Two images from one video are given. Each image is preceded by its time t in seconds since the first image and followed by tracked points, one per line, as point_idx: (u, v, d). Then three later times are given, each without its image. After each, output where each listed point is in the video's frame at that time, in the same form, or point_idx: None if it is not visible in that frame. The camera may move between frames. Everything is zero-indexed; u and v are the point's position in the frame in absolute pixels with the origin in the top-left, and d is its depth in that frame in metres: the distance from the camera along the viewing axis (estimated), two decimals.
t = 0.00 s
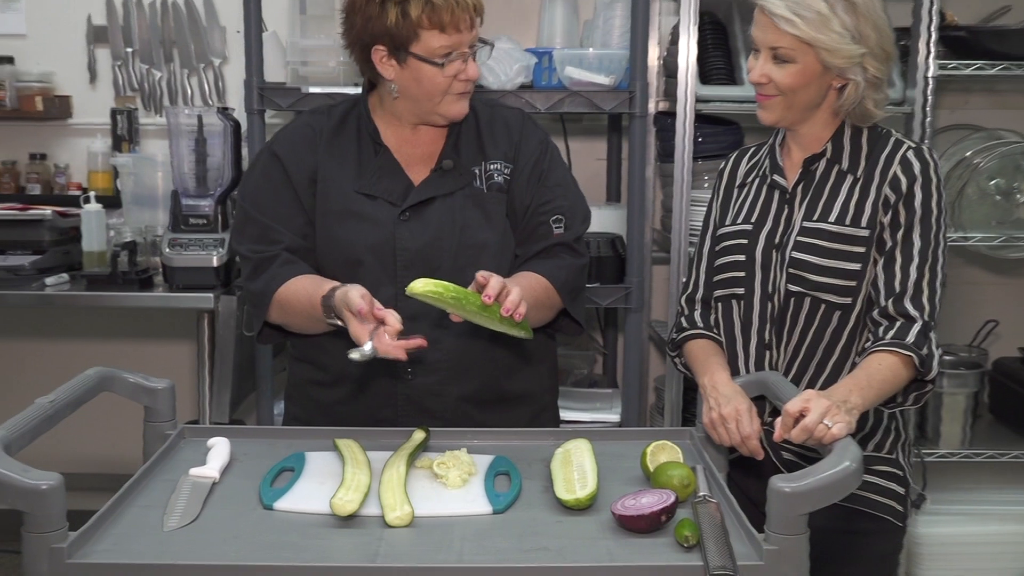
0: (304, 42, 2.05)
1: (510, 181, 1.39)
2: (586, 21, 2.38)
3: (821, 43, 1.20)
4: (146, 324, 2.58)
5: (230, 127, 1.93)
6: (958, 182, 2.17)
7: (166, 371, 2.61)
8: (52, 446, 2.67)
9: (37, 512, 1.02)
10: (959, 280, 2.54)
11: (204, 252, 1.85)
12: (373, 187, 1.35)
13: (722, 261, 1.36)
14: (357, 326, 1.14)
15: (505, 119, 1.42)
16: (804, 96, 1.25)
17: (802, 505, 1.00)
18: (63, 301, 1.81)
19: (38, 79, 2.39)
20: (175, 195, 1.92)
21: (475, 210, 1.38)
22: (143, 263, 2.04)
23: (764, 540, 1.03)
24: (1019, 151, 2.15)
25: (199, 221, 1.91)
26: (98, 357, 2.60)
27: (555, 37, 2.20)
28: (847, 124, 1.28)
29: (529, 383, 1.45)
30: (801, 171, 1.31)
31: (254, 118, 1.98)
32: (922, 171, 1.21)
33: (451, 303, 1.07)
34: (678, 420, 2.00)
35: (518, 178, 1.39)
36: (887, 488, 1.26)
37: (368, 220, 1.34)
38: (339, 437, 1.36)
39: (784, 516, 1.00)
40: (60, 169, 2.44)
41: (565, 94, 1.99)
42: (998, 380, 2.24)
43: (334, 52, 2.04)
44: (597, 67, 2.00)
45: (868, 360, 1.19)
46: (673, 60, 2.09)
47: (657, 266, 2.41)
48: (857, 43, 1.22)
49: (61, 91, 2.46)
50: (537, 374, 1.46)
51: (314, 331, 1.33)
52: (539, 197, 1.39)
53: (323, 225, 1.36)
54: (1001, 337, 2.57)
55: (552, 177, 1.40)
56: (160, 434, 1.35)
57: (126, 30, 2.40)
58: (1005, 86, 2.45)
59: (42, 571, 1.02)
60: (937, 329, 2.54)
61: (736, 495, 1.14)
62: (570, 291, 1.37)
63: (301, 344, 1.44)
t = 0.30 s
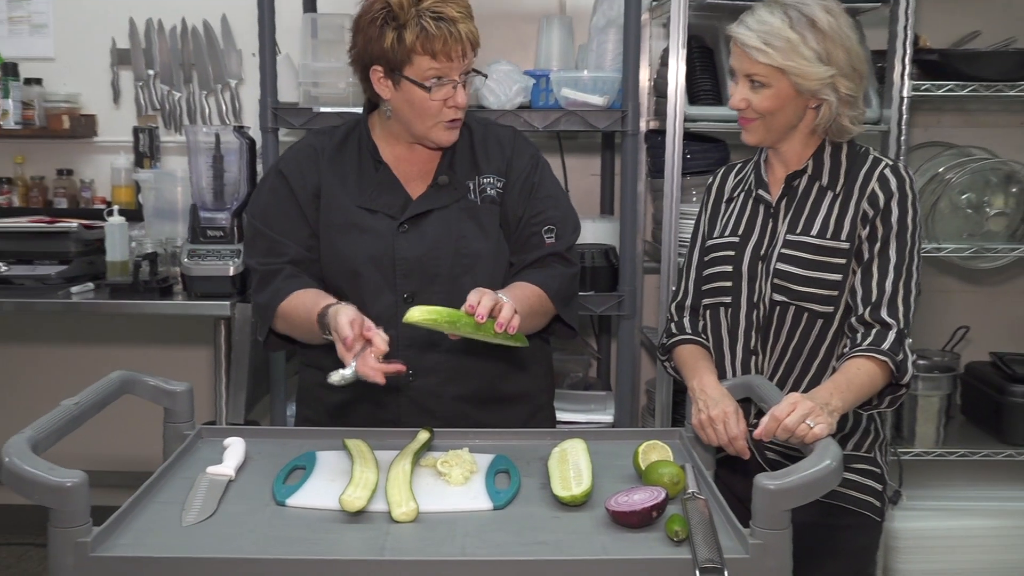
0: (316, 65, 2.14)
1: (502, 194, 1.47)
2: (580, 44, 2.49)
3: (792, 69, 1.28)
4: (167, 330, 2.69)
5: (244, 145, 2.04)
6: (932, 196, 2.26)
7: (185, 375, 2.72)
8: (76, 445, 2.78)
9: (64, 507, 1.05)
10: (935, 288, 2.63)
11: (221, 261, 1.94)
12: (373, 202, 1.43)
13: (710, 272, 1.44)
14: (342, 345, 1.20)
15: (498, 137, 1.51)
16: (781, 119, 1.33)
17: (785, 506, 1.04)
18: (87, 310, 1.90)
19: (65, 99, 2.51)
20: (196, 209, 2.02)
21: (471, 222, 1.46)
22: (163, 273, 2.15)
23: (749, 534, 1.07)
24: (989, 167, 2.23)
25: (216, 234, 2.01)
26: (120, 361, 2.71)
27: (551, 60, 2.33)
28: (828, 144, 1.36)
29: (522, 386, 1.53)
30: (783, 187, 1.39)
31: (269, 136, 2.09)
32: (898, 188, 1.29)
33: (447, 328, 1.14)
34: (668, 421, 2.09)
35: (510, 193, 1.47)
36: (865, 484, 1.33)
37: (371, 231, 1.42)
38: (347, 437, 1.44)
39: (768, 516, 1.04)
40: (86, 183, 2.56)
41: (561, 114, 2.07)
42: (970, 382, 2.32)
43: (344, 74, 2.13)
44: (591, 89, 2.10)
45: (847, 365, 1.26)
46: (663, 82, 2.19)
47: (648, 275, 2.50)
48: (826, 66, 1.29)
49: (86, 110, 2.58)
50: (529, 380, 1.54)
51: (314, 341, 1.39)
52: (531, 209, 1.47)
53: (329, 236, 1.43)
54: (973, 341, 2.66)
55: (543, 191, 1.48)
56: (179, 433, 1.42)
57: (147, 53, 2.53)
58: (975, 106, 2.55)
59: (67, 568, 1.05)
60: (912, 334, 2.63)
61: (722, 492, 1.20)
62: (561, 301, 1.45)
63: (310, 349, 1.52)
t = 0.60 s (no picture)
0: (326, 83, 2.24)
1: (499, 205, 1.55)
2: (577, 63, 2.58)
3: (766, 83, 1.35)
4: (183, 335, 2.80)
5: (258, 158, 2.15)
6: (910, 206, 2.34)
7: (200, 378, 2.84)
8: (97, 445, 2.89)
9: (85, 503, 1.06)
10: (913, 295, 2.71)
11: (235, 269, 2.02)
12: (375, 212, 1.51)
13: (698, 281, 1.52)
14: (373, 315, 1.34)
15: (494, 149, 1.59)
16: (756, 131, 1.41)
17: (772, 500, 1.08)
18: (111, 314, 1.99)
19: (87, 116, 2.64)
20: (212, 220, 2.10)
21: (468, 232, 1.53)
22: (180, 280, 2.25)
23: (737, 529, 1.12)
24: (964, 179, 2.30)
25: (232, 243, 2.09)
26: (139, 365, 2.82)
27: (550, 78, 2.42)
28: (803, 158, 1.44)
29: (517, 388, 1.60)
30: (763, 202, 1.47)
31: (281, 150, 2.17)
32: (872, 200, 1.37)
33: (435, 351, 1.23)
34: (661, 421, 2.17)
35: (506, 204, 1.55)
36: (846, 481, 1.40)
37: (375, 241, 1.50)
38: (354, 436, 1.51)
39: (758, 511, 1.08)
40: (108, 195, 2.69)
41: (558, 129, 2.16)
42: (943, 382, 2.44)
43: (352, 91, 2.22)
44: (587, 106, 2.19)
45: (828, 368, 1.32)
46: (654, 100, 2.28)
47: (641, 282, 2.59)
48: (799, 82, 1.36)
49: (109, 126, 2.71)
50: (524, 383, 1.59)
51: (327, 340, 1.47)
52: (526, 219, 1.54)
53: (335, 246, 1.51)
54: (949, 345, 2.74)
55: (537, 202, 1.55)
56: (195, 433, 1.50)
57: (166, 73, 2.67)
58: (950, 122, 2.64)
59: (89, 564, 1.07)
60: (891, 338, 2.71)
61: (712, 489, 1.26)
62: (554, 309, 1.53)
63: (317, 354, 1.60)
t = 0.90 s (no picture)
0: (335, 97, 2.34)
1: (496, 212, 1.63)
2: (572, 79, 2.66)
3: (745, 95, 1.43)
4: (196, 334, 2.94)
5: (270, 168, 2.27)
6: (890, 214, 2.43)
7: (214, 376, 2.96)
8: (115, 441, 3.02)
9: (103, 496, 1.09)
10: (890, 297, 2.79)
11: (249, 273, 2.14)
12: (381, 218, 1.58)
13: (683, 285, 1.60)
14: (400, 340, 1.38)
15: (492, 160, 1.68)
16: (735, 141, 1.48)
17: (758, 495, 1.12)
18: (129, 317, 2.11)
19: (108, 127, 2.75)
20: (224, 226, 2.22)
21: (468, 239, 1.61)
22: (196, 284, 2.35)
23: (726, 520, 1.16)
24: (940, 189, 2.39)
25: (244, 248, 2.20)
26: (156, 364, 2.95)
27: (547, 93, 2.50)
28: (781, 168, 1.52)
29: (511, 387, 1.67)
30: (744, 209, 1.55)
31: (292, 160, 2.26)
32: (846, 205, 1.44)
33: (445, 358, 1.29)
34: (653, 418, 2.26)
35: (503, 211, 1.64)
36: (824, 474, 1.48)
37: (378, 246, 1.57)
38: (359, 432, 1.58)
39: (745, 503, 1.12)
40: (127, 203, 2.79)
41: (555, 140, 2.24)
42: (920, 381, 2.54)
43: (359, 105, 2.33)
44: (583, 119, 2.28)
45: (810, 366, 1.40)
46: (646, 113, 2.37)
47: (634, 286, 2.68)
48: (776, 95, 1.44)
49: (127, 138, 2.81)
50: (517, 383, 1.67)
51: (336, 347, 1.54)
52: (523, 226, 1.63)
53: (340, 251, 1.58)
54: (925, 346, 2.83)
55: (533, 210, 1.65)
56: (209, 429, 1.57)
57: (183, 87, 2.77)
58: (927, 133, 2.73)
59: (108, 553, 1.10)
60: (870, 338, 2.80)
61: (702, 483, 1.29)
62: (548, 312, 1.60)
63: (323, 355, 1.67)
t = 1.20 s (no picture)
0: (341, 104, 2.41)
1: (496, 217, 1.69)
2: (570, 87, 2.73)
3: (731, 103, 1.49)
4: (206, 333, 3.01)
5: (279, 173, 2.35)
6: (874, 218, 2.49)
7: (225, 374, 3.04)
8: (130, 436, 3.10)
9: (118, 488, 1.09)
10: (876, 297, 2.86)
11: (258, 273, 2.21)
12: (385, 223, 1.64)
13: (675, 286, 1.66)
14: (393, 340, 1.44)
15: (493, 166, 1.74)
16: (722, 147, 1.55)
17: (750, 486, 1.13)
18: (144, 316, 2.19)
19: (123, 134, 2.82)
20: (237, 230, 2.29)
21: (471, 242, 1.67)
22: (208, 284, 2.43)
23: (716, 511, 1.16)
24: (923, 193, 2.45)
25: (254, 249, 2.27)
26: (166, 361, 3.02)
27: (545, 100, 2.56)
28: (767, 171, 1.58)
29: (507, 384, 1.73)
30: (732, 212, 1.61)
31: (299, 165, 2.33)
32: (829, 207, 1.51)
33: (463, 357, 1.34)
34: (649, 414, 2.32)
35: (503, 216, 1.69)
36: (810, 466, 1.54)
37: (382, 249, 1.63)
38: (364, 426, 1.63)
39: (736, 495, 1.12)
40: (141, 207, 2.87)
41: (553, 147, 2.32)
42: (904, 378, 2.62)
43: (364, 112, 2.40)
44: (579, 125, 2.35)
45: (796, 362, 1.46)
46: (640, 119, 2.44)
47: (629, 286, 2.76)
48: (761, 102, 1.50)
49: (141, 143, 2.89)
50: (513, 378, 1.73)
51: (340, 345, 1.60)
52: (524, 231, 1.69)
53: (346, 253, 1.64)
54: (910, 344, 2.90)
55: (534, 216, 1.70)
56: (221, 424, 1.56)
57: (195, 95, 2.84)
58: (910, 140, 2.80)
59: (123, 542, 1.09)
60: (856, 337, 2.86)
61: (694, 477, 1.28)
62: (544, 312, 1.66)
63: (329, 352, 1.73)
